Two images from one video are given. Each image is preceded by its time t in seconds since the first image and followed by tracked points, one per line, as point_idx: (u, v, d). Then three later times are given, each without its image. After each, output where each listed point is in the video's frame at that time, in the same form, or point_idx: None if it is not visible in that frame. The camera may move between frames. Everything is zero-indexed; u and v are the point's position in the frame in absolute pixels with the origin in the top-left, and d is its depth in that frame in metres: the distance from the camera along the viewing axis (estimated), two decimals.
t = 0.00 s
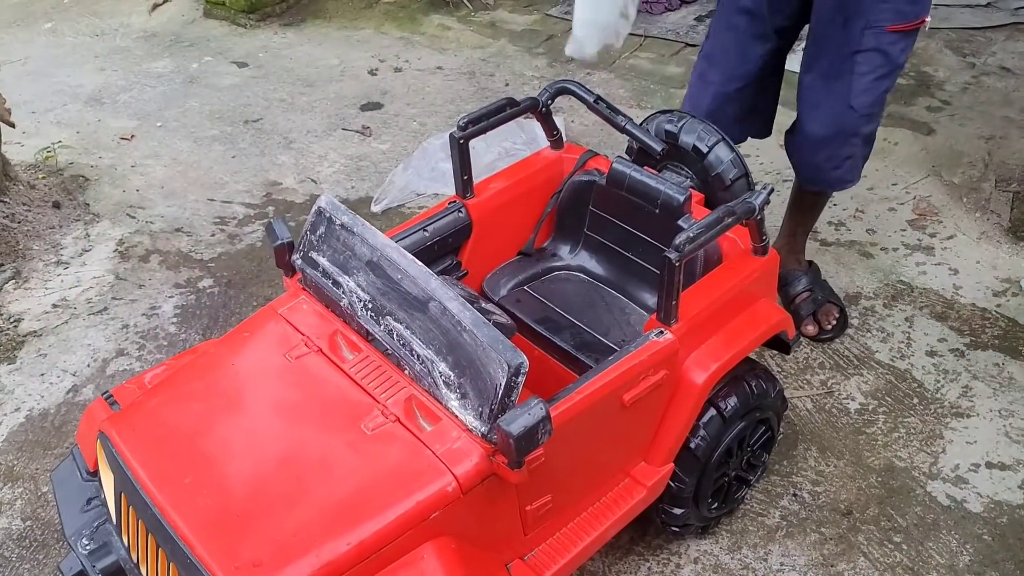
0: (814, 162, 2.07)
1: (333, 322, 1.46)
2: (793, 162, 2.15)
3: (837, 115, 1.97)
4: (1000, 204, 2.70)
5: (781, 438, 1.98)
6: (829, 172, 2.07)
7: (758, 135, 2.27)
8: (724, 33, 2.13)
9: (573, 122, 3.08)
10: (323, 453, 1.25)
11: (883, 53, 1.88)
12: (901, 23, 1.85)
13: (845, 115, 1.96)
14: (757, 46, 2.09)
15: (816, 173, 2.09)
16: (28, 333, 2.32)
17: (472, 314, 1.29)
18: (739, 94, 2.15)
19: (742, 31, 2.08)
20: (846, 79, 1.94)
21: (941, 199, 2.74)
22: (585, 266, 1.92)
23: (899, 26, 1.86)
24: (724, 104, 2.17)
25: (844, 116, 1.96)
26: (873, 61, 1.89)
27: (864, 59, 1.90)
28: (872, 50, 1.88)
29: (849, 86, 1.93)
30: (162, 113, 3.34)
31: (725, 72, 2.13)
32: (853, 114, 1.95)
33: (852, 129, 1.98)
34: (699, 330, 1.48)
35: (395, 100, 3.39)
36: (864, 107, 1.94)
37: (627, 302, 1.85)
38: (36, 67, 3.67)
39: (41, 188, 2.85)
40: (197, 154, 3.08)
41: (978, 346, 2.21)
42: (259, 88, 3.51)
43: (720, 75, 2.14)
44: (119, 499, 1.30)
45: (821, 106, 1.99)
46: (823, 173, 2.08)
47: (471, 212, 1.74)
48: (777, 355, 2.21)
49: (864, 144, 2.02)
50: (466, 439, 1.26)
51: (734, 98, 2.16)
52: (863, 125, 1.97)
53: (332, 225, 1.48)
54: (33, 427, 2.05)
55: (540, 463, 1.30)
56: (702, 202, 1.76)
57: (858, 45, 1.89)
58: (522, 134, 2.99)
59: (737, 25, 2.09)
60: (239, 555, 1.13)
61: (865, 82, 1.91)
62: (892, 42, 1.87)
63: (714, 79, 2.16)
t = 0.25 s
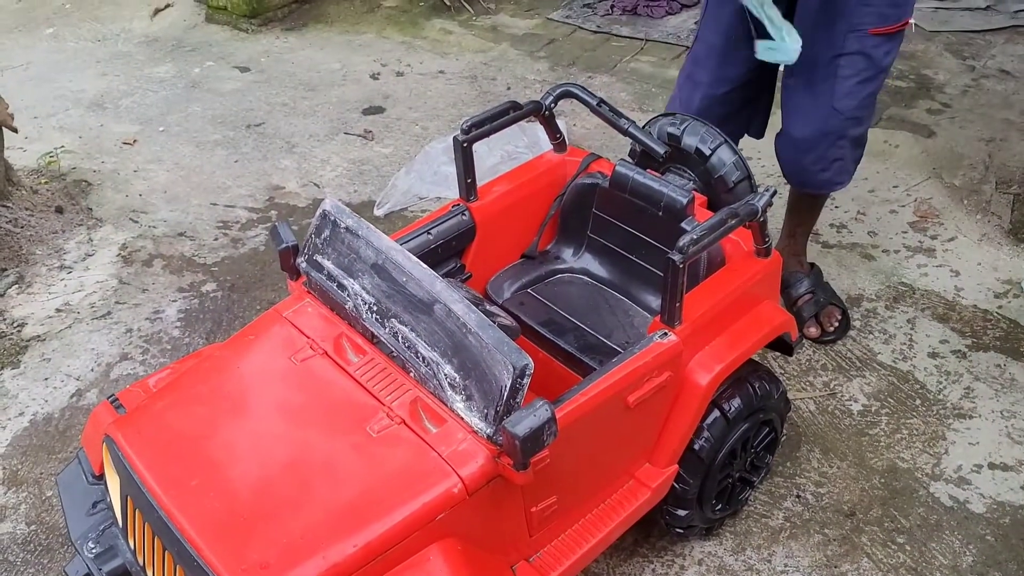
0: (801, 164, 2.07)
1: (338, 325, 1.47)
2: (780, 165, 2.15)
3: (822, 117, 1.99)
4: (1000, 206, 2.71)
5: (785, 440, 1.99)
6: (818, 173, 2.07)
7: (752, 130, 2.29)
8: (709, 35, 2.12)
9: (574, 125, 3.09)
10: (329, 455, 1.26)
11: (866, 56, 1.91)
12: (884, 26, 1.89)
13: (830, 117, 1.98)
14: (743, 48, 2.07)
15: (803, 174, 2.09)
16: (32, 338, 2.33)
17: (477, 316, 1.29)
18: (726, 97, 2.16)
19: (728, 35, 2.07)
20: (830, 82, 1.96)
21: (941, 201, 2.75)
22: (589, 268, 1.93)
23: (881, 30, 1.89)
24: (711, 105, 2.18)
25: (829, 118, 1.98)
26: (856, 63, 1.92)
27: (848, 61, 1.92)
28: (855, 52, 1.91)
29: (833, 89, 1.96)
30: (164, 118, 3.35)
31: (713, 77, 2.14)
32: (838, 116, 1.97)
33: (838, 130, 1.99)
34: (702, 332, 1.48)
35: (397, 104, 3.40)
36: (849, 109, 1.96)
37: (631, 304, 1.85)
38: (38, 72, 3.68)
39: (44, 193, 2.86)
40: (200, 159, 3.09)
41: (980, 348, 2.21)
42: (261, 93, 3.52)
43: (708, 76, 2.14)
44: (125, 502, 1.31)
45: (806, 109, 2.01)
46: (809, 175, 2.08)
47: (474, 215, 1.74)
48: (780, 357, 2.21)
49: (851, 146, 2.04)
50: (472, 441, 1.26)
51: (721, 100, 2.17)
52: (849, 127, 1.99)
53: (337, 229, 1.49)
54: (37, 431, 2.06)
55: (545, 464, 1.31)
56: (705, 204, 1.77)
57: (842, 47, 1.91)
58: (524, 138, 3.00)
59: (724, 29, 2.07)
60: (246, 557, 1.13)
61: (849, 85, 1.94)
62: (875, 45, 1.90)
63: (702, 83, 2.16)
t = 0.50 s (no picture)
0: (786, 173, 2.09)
1: (342, 328, 1.47)
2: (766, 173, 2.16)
3: (802, 126, 2.00)
4: (1003, 210, 2.71)
5: (788, 444, 1.98)
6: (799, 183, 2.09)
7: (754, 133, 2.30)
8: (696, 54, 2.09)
9: (576, 130, 3.09)
10: (332, 459, 1.26)
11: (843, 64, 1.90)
12: (861, 32, 1.88)
13: (810, 126, 1.99)
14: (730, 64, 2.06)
15: (787, 183, 2.11)
16: (35, 342, 2.33)
17: (481, 320, 1.29)
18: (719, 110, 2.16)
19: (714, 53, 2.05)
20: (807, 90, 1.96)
21: (944, 205, 2.75)
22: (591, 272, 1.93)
23: (856, 36, 1.88)
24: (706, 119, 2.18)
25: (809, 126, 1.99)
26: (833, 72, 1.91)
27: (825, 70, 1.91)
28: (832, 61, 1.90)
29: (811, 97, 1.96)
30: (167, 123, 3.36)
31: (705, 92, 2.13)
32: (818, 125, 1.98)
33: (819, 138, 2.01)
34: (706, 335, 1.48)
35: (399, 109, 3.40)
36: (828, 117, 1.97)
37: (634, 308, 1.85)
38: (41, 78, 3.69)
39: (47, 198, 2.87)
40: (203, 164, 3.09)
41: (983, 351, 2.21)
42: (264, 98, 3.53)
43: (698, 94, 2.14)
44: (128, 506, 1.31)
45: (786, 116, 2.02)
46: (794, 185, 2.10)
47: (477, 219, 1.75)
48: (783, 361, 2.21)
49: (831, 153, 2.06)
50: (475, 445, 1.26)
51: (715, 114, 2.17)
52: (830, 134, 2.01)
53: (340, 233, 1.49)
54: (40, 436, 2.06)
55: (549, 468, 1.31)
56: (707, 208, 1.77)
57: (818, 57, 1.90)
58: (526, 143, 3.00)
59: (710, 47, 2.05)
60: (249, 561, 1.13)
61: (827, 92, 1.94)
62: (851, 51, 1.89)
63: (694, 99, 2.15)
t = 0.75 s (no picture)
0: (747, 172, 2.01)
1: (341, 331, 1.47)
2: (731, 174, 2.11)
3: (764, 123, 1.94)
4: (1004, 209, 2.70)
5: (789, 445, 1.98)
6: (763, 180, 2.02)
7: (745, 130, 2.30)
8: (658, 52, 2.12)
9: (576, 131, 3.09)
10: (331, 462, 1.26)
11: (804, 61, 1.86)
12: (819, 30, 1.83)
13: (771, 123, 1.93)
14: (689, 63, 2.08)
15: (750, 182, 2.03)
16: (36, 346, 2.33)
17: (480, 322, 1.29)
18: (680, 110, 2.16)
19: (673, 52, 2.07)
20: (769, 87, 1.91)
21: (946, 205, 2.74)
22: (591, 274, 1.93)
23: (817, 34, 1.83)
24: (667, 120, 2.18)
25: (770, 124, 1.93)
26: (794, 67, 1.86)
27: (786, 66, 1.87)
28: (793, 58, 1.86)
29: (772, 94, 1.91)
30: (167, 126, 3.36)
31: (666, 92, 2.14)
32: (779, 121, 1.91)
33: (779, 136, 1.93)
34: (706, 336, 1.48)
35: (399, 111, 3.40)
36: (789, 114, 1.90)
37: (633, 309, 1.85)
38: (41, 81, 3.69)
39: (47, 202, 2.87)
40: (202, 167, 3.09)
41: (985, 352, 2.20)
42: (263, 101, 3.53)
43: (657, 94, 2.15)
44: (128, 510, 1.31)
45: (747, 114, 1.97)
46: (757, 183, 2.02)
47: (476, 221, 1.74)
48: (784, 362, 2.21)
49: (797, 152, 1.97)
50: (475, 447, 1.26)
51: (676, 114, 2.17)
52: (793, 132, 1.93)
53: (339, 235, 1.49)
54: (41, 439, 2.06)
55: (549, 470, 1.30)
56: (707, 209, 1.77)
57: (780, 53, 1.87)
58: (526, 144, 3.00)
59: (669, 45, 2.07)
60: (249, 564, 1.13)
61: (788, 89, 1.88)
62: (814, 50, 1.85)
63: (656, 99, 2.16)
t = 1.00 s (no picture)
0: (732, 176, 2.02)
1: (339, 337, 1.46)
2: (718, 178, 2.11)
3: (745, 127, 1.94)
4: (1005, 212, 2.70)
5: (788, 450, 1.97)
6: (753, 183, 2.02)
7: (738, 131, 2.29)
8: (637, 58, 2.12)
9: (575, 135, 3.09)
10: (329, 468, 1.25)
11: (780, 64, 1.85)
12: (794, 33, 1.81)
13: (750, 126, 1.93)
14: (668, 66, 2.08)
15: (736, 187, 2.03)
16: (35, 351, 2.32)
17: (477, 328, 1.28)
18: (663, 115, 2.16)
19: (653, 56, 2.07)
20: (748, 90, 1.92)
21: (946, 208, 2.74)
22: (590, 278, 1.92)
23: (791, 36, 1.81)
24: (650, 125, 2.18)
25: (750, 127, 1.93)
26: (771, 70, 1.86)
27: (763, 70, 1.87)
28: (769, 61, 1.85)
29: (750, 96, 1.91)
30: (166, 130, 3.36)
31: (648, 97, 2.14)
32: (759, 125, 1.91)
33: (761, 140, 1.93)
34: (705, 341, 1.48)
35: (398, 115, 3.40)
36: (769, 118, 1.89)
37: (632, 314, 1.85)
38: (40, 86, 3.69)
39: (46, 207, 2.87)
40: (201, 171, 3.09)
41: (986, 355, 2.20)
42: (262, 105, 3.53)
43: (638, 98, 2.15)
44: (126, 517, 1.30)
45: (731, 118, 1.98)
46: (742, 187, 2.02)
47: (474, 226, 1.74)
48: (783, 366, 2.21)
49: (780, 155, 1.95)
50: (473, 454, 1.25)
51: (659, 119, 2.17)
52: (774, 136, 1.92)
53: (336, 241, 1.48)
54: (39, 445, 2.05)
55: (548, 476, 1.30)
56: (706, 213, 1.76)
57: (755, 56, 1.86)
58: (525, 148, 3.00)
59: (648, 49, 2.07)
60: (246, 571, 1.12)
61: (766, 92, 1.88)
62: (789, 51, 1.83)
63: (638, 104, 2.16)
